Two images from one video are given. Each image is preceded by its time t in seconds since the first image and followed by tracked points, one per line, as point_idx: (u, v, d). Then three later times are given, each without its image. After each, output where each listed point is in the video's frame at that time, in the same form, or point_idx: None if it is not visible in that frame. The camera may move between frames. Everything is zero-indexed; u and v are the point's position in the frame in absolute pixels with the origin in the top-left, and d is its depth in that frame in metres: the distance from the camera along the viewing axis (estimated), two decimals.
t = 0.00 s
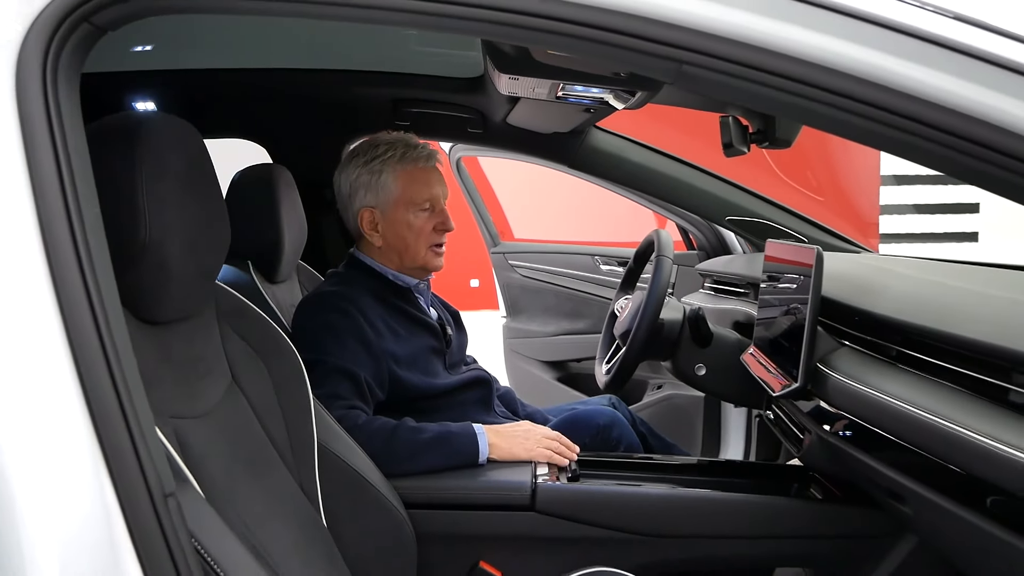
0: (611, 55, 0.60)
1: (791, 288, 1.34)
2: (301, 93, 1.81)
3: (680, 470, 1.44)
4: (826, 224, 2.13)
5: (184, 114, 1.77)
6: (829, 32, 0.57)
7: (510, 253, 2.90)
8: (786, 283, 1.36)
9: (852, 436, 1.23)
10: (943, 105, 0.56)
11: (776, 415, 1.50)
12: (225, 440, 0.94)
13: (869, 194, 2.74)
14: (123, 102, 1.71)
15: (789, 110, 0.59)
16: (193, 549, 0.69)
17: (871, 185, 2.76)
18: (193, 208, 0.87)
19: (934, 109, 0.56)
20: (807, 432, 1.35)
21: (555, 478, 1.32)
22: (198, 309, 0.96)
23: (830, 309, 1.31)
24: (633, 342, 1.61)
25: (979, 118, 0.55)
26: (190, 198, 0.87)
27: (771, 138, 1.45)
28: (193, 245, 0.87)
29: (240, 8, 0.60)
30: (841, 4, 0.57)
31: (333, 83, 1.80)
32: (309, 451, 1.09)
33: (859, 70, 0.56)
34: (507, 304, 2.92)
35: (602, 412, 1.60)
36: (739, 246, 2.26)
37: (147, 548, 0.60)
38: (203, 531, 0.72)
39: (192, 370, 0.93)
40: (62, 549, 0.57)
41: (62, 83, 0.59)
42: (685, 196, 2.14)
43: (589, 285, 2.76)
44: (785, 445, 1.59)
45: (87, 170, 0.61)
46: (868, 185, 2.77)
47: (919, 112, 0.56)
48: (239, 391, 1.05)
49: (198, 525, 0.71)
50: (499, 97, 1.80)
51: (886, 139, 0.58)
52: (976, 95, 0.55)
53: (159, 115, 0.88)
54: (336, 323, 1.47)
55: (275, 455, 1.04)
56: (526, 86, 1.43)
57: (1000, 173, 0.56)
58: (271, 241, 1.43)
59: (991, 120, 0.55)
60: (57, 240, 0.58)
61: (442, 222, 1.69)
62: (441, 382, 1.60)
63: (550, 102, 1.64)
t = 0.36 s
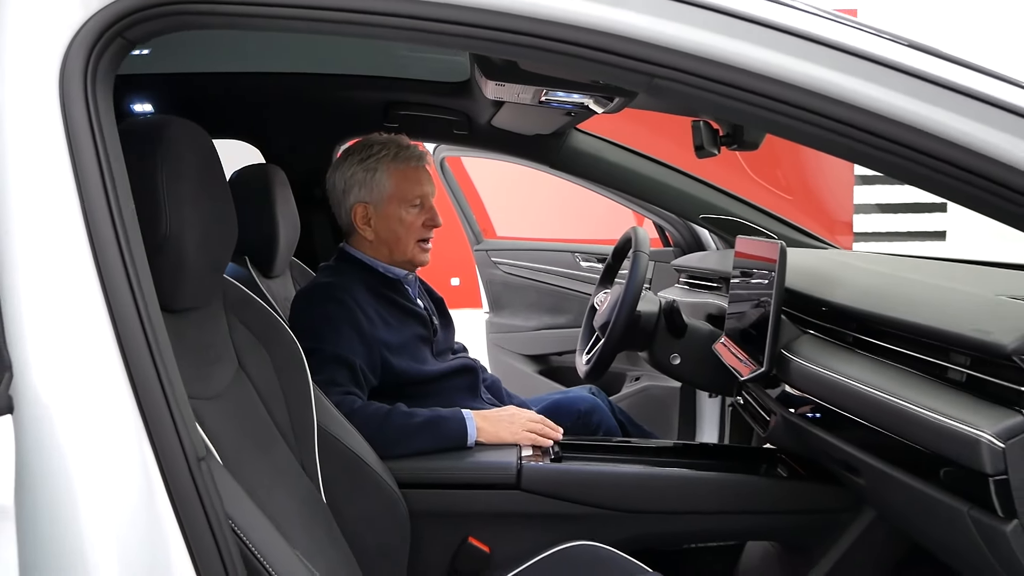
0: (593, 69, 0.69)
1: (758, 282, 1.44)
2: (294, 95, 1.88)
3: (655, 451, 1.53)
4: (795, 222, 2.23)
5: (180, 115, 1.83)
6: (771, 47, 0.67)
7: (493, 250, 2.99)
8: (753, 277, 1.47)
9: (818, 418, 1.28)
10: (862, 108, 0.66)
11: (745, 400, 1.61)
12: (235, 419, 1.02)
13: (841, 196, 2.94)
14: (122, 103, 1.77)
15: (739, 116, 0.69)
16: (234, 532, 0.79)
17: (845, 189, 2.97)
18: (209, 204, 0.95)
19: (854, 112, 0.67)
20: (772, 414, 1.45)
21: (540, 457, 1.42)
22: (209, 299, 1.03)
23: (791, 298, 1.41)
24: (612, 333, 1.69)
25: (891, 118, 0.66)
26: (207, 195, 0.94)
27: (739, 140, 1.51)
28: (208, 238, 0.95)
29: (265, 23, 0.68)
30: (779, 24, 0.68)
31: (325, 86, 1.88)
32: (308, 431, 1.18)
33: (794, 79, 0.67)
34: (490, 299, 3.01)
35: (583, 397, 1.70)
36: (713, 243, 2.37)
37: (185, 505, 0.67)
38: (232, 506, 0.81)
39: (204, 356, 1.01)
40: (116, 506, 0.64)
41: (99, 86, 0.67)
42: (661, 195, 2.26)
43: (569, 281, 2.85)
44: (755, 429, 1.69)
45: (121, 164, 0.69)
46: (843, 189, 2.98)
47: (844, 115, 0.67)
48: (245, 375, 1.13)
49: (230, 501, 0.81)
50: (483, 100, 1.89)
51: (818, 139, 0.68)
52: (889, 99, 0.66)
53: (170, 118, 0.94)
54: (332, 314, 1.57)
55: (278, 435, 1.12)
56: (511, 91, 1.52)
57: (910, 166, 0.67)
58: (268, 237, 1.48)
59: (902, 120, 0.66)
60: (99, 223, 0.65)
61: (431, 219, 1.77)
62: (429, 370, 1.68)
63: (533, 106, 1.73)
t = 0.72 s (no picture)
0: (563, 74, 0.77)
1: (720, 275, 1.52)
2: (274, 95, 1.93)
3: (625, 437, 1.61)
4: (759, 219, 2.32)
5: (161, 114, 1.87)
6: (730, 56, 0.76)
7: (469, 246, 3.05)
8: (716, 270, 1.55)
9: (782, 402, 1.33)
10: (806, 110, 0.76)
11: (710, 387, 1.69)
12: (223, 405, 1.07)
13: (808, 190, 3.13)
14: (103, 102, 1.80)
15: (698, 117, 0.78)
16: (232, 514, 0.86)
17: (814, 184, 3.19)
18: (200, 198, 1.00)
19: (800, 113, 0.76)
20: (735, 399, 1.53)
21: (514, 443, 1.49)
22: (197, 290, 1.08)
23: (751, 288, 1.49)
24: (584, 325, 1.76)
25: (832, 119, 0.76)
26: (197, 191, 0.99)
27: (704, 141, 1.58)
28: (198, 231, 0.99)
29: (259, 30, 0.74)
30: (740, 36, 0.77)
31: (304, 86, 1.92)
32: (291, 417, 1.23)
33: (749, 85, 0.76)
34: (467, 295, 3.07)
35: (556, 386, 1.78)
36: (682, 239, 2.44)
37: (183, 481, 0.71)
38: (225, 484, 0.87)
39: (192, 344, 1.06)
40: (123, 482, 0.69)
41: (98, 88, 0.72)
42: (632, 192, 2.33)
43: (544, 276, 2.92)
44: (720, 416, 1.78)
45: (118, 160, 0.74)
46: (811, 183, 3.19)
47: (791, 117, 0.76)
48: (232, 364, 1.18)
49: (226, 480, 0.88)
50: (459, 100, 1.95)
51: (770, 138, 0.78)
52: (830, 101, 0.76)
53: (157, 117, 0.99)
54: (314, 307, 1.63)
55: (263, 421, 1.17)
56: (486, 92, 1.58)
57: (847, 161, 0.77)
58: (249, 234, 1.52)
59: (841, 121, 0.76)
60: (100, 217, 0.70)
61: (402, 214, 1.81)
62: (408, 361, 1.74)
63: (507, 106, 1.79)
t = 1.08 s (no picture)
0: (525, 73, 0.80)
1: (681, 268, 1.57)
2: (242, 91, 1.93)
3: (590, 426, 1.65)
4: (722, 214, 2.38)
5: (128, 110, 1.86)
6: (688, 56, 0.81)
7: (438, 242, 3.07)
8: (677, 263, 1.60)
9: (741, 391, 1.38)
10: (759, 108, 0.81)
11: (673, 377, 1.74)
12: (194, 395, 1.09)
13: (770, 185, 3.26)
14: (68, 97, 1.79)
15: (657, 114, 0.82)
16: (206, 502, 0.89)
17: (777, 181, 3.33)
18: (170, 192, 1.02)
19: (753, 111, 0.81)
20: (696, 388, 1.57)
21: (482, 432, 1.53)
22: (167, 282, 1.10)
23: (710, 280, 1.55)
24: (550, 318, 1.80)
25: (783, 116, 0.82)
26: (168, 184, 1.01)
27: (665, 137, 1.62)
28: (169, 225, 1.01)
29: (229, 26, 0.76)
30: (698, 38, 0.81)
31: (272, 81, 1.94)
32: (262, 409, 1.26)
33: (705, 84, 0.81)
34: (436, 290, 3.09)
35: (523, 377, 1.82)
36: (647, 234, 2.50)
37: (156, 464, 0.74)
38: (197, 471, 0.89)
39: (161, 337, 1.07)
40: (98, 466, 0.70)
41: (70, 82, 0.73)
42: (599, 189, 2.37)
43: (512, 271, 2.95)
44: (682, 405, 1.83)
45: (90, 153, 0.76)
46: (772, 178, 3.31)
47: (742, 113, 0.81)
48: (203, 356, 1.20)
49: (197, 464, 0.91)
50: (427, 97, 1.98)
51: (719, 133, 0.82)
52: (780, 99, 0.81)
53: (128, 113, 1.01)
54: (284, 301, 1.64)
55: (232, 412, 1.19)
56: (454, 89, 1.61)
57: (795, 156, 0.83)
58: (218, 228, 1.52)
59: (790, 118, 0.82)
60: (74, 211, 0.72)
61: (367, 210, 1.82)
62: (378, 355, 1.77)
63: (474, 103, 1.82)
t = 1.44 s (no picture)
0: (492, 76, 0.83)
1: (648, 267, 1.60)
2: (210, 90, 1.93)
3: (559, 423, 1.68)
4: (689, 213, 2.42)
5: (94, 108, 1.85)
6: (651, 62, 0.84)
7: (409, 241, 3.08)
8: (644, 262, 1.63)
9: (708, 388, 1.41)
10: (716, 111, 0.85)
11: (640, 373, 1.78)
12: (164, 395, 1.09)
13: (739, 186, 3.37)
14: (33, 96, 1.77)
15: (620, 117, 0.86)
16: (177, 500, 0.90)
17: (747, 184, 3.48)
18: (138, 193, 1.02)
19: (709, 114, 0.85)
20: (663, 385, 1.61)
21: (452, 430, 1.55)
22: (136, 283, 1.10)
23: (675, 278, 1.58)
24: (519, 316, 1.83)
25: (740, 119, 0.86)
26: (136, 184, 1.02)
27: (632, 138, 1.65)
28: (137, 225, 1.01)
29: (198, 29, 0.77)
30: (661, 44, 0.85)
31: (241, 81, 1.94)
32: (232, 409, 1.26)
33: (664, 88, 0.84)
34: (408, 289, 3.10)
35: (493, 375, 1.84)
36: (616, 233, 2.53)
37: (127, 463, 0.75)
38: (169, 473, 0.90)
39: (131, 337, 1.08)
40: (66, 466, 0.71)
41: (37, 84, 0.74)
42: (568, 188, 2.39)
43: (483, 270, 2.98)
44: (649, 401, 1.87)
45: (58, 154, 0.76)
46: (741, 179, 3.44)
47: (698, 115, 0.85)
48: (173, 356, 1.20)
49: (167, 462, 0.92)
50: (396, 97, 1.99)
51: (678, 135, 0.86)
52: (738, 104, 0.85)
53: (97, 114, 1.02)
54: (254, 301, 1.65)
55: (203, 411, 1.19)
56: (422, 90, 1.62)
57: (753, 157, 0.87)
58: (188, 228, 1.52)
59: (746, 121, 0.86)
60: (44, 214, 0.72)
61: (319, 211, 1.82)
62: (348, 355, 1.78)
63: (443, 104, 1.84)
